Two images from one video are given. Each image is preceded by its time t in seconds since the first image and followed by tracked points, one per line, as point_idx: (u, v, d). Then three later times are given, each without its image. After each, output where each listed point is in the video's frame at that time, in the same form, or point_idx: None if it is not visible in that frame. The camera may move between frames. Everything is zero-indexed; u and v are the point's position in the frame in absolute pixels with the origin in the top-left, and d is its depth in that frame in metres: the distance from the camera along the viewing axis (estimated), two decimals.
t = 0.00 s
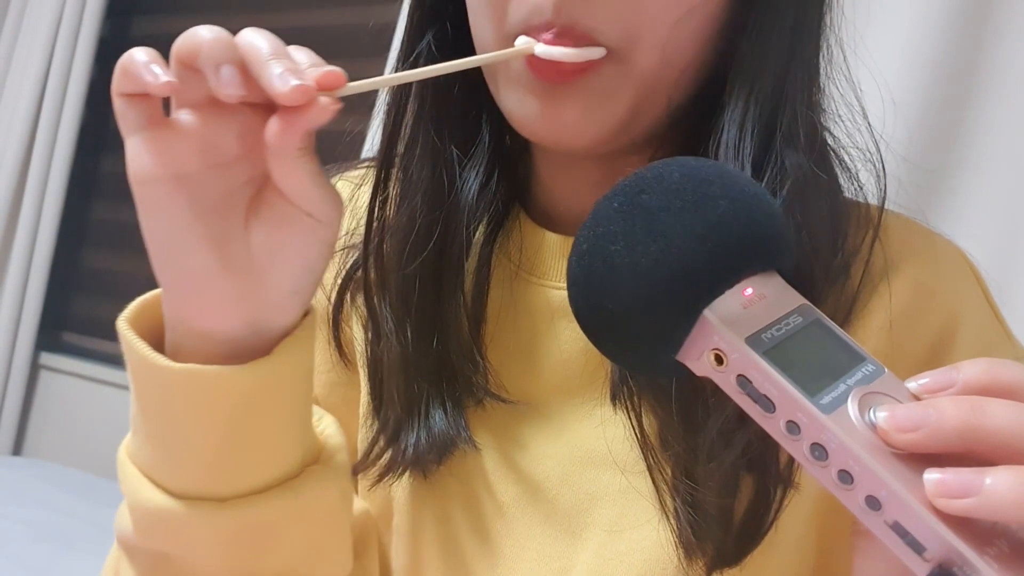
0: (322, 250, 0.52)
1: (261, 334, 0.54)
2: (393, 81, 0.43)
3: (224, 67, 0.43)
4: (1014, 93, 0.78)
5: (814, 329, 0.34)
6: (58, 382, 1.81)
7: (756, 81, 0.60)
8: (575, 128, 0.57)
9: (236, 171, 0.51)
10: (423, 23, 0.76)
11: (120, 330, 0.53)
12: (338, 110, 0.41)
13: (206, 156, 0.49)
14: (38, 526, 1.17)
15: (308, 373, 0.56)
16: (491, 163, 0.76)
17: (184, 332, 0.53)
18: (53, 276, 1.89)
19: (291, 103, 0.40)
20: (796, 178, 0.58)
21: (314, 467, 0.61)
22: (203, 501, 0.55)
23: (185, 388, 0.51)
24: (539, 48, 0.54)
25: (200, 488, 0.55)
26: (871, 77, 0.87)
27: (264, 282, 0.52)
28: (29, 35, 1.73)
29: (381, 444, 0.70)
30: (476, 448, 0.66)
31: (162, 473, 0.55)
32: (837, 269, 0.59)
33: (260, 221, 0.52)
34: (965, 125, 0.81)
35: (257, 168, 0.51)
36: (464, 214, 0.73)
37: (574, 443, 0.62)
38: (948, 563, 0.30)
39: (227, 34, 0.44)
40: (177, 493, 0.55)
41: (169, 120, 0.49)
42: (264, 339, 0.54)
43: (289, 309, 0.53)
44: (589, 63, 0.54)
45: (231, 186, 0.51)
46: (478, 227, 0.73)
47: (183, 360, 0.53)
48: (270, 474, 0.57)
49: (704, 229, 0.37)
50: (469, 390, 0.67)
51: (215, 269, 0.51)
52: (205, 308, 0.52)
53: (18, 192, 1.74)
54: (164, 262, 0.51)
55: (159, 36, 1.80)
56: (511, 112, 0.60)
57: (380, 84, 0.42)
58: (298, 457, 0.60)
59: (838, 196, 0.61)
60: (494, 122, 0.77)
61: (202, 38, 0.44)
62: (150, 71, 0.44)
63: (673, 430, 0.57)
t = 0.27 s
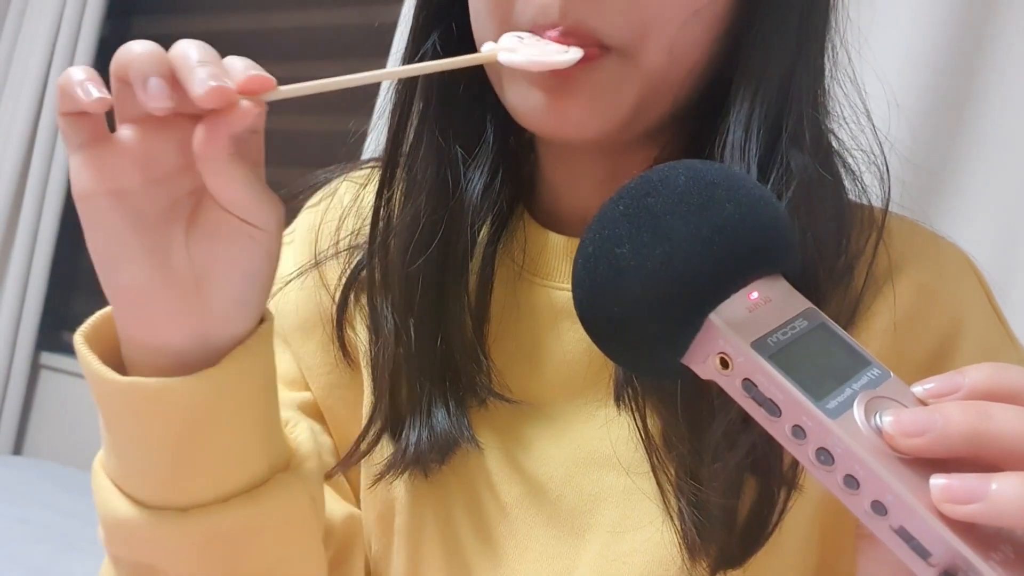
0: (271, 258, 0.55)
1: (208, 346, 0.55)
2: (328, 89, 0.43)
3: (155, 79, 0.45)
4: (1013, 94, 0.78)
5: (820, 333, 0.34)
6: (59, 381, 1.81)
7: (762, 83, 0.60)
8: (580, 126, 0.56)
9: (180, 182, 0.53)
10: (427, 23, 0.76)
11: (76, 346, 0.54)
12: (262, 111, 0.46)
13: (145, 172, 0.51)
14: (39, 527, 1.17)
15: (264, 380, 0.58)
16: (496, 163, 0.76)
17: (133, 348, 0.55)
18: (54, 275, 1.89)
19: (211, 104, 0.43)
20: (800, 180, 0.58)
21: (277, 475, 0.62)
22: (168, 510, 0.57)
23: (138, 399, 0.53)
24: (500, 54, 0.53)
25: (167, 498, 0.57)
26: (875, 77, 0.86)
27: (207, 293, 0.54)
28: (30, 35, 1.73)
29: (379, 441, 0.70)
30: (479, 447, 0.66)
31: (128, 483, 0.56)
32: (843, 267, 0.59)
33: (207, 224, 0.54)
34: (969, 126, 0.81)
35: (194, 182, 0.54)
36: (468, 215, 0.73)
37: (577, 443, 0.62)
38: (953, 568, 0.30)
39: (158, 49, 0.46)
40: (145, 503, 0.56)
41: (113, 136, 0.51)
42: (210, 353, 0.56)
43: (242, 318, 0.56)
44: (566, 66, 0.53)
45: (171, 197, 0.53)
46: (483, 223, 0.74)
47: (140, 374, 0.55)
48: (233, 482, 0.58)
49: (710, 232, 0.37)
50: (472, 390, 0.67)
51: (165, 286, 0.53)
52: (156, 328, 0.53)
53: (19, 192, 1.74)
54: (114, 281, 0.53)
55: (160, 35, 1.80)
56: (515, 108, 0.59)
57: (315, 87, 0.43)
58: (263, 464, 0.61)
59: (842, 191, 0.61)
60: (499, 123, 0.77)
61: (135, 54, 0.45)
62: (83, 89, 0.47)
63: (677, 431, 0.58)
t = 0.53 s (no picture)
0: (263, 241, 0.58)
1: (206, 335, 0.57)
2: (319, 80, 0.46)
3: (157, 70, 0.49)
4: (1016, 95, 0.78)
5: (825, 337, 0.34)
6: (57, 380, 1.81)
7: (766, 84, 0.60)
8: (579, 129, 0.56)
9: (180, 175, 0.57)
10: (430, 22, 0.76)
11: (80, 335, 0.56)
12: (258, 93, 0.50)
13: (147, 165, 0.55)
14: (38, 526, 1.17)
15: (263, 369, 0.59)
16: (498, 163, 0.76)
17: (132, 335, 0.56)
18: (53, 274, 1.89)
19: (212, 83, 0.48)
20: (804, 182, 0.58)
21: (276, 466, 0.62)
22: (166, 498, 0.57)
23: (135, 384, 0.54)
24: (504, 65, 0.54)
25: (165, 486, 0.57)
26: (879, 78, 0.86)
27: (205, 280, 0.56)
28: (28, 34, 1.72)
29: (381, 442, 0.69)
30: (481, 449, 0.66)
31: (127, 471, 0.57)
32: (847, 267, 0.59)
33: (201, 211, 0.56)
34: (973, 126, 0.81)
35: (193, 175, 0.58)
36: (470, 216, 0.73)
37: (580, 445, 0.62)
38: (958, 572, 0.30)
39: (162, 49, 0.51)
40: (144, 491, 0.57)
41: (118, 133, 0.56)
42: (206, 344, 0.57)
43: (241, 306, 0.57)
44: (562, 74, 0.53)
45: (172, 189, 0.57)
46: (484, 225, 0.73)
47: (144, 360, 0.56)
48: (232, 472, 0.59)
49: (716, 235, 0.37)
50: (474, 391, 0.67)
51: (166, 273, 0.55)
52: (154, 316, 0.55)
53: (18, 191, 1.73)
54: (116, 267, 0.54)
55: (159, 34, 1.80)
56: (516, 110, 0.59)
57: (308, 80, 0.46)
58: (262, 456, 0.60)
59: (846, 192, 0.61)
60: (500, 122, 0.77)
61: (140, 53, 0.50)
62: (94, 86, 0.52)
63: (679, 434, 0.58)
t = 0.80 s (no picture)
0: (271, 233, 0.59)
1: (214, 326, 0.57)
2: (321, 72, 0.49)
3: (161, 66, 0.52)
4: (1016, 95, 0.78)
5: (824, 337, 0.34)
6: (57, 380, 1.81)
7: (767, 86, 0.60)
8: (580, 129, 0.56)
9: (188, 172, 0.59)
10: (431, 22, 0.76)
11: (89, 328, 0.56)
12: (258, 86, 0.53)
13: (157, 161, 0.57)
14: (37, 526, 1.17)
15: (269, 364, 0.59)
16: (499, 164, 0.76)
17: (140, 328, 0.57)
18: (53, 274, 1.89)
19: (215, 73, 0.51)
20: (807, 183, 0.58)
21: (282, 460, 0.62)
22: (170, 491, 0.57)
23: (142, 373, 0.54)
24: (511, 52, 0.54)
25: (168, 479, 0.57)
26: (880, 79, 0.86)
27: (212, 273, 0.56)
28: (28, 34, 1.72)
29: (383, 442, 0.69)
30: (482, 449, 0.66)
31: (133, 464, 0.57)
32: (848, 267, 0.59)
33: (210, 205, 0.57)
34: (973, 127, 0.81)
35: (203, 171, 0.60)
36: (471, 216, 0.73)
37: (581, 445, 0.62)
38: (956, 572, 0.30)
39: (167, 49, 0.54)
40: (148, 483, 0.57)
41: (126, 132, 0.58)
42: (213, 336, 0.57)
43: (247, 299, 0.58)
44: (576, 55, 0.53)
45: (181, 184, 0.59)
46: (485, 226, 0.73)
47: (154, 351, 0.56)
48: (236, 467, 0.58)
49: (715, 237, 0.37)
50: (474, 391, 0.67)
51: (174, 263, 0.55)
52: (161, 306, 0.56)
53: (18, 191, 1.73)
54: (125, 258, 0.55)
55: (159, 34, 1.80)
56: (518, 111, 0.59)
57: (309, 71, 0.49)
58: (267, 451, 0.60)
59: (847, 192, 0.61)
60: (502, 123, 0.77)
61: (146, 53, 0.53)
62: (102, 86, 0.55)
63: (682, 434, 0.58)
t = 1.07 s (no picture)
0: (275, 230, 0.59)
1: (218, 323, 0.57)
2: (321, 70, 0.48)
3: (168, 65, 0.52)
4: (1016, 95, 0.78)
5: (824, 339, 0.34)
6: (58, 380, 1.81)
7: (767, 86, 0.60)
8: (579, 130, 0.56)
9: (193, 170, 0.59)
10: (431, 23, 0.76)
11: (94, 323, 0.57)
12: (266, 85, 0.53)
13: (161, 160, 0.58)
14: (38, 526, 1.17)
15: (273, 361, 0.59)
16: (499, 164, 0.76)
17: (145, 325, 0.57)
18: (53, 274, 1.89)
19: (222, 71, 0.51)
20: (807, 184, 0.58)
21: (284, 457, 0.61)
22: (173, 487, 0.57)
23: (145, 369, 0.54)
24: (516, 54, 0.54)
25: (171, 476, 0.57)
26: (880, 78, 0.86)
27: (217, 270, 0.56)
28: (28, 34, 1.72)
29: (383, 443, 0.69)
30: (482, 449, 0.66)
31: (137, 460, 0.57)
32: (847, 268, 0.59)
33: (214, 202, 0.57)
34: (973, 127, 0.81)
35: (208, 169, 0.60)
36: (471, 217, 0.73)
37: (581, 445, 0.62)
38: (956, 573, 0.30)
39: (174, 47, 0.54)
40: (151, 480, 0.57)
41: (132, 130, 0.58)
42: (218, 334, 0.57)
43: (252, 295, 0.58)
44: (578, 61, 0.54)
45: (186, 183, 0.59)
46: (485, 227, 0.73)
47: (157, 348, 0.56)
48: (238, 464, 0.58)
49: (715, 239, 0.37)
50: (475, 391, 0.67)
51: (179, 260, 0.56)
52: (167, 303, 0.56)
53: (18, 191, 1.74)
54: (130, 256, 0.55)
55: (159, 33, 1.80)
56: (518, 114, 0.60)
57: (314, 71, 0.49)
58: (270, 448, 0.60)
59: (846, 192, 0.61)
60: (502, 124, 0.77)
61: (152, 52, 0.53)
62: (110, 84, 0.55)
63: (681, 433, 0.58)
